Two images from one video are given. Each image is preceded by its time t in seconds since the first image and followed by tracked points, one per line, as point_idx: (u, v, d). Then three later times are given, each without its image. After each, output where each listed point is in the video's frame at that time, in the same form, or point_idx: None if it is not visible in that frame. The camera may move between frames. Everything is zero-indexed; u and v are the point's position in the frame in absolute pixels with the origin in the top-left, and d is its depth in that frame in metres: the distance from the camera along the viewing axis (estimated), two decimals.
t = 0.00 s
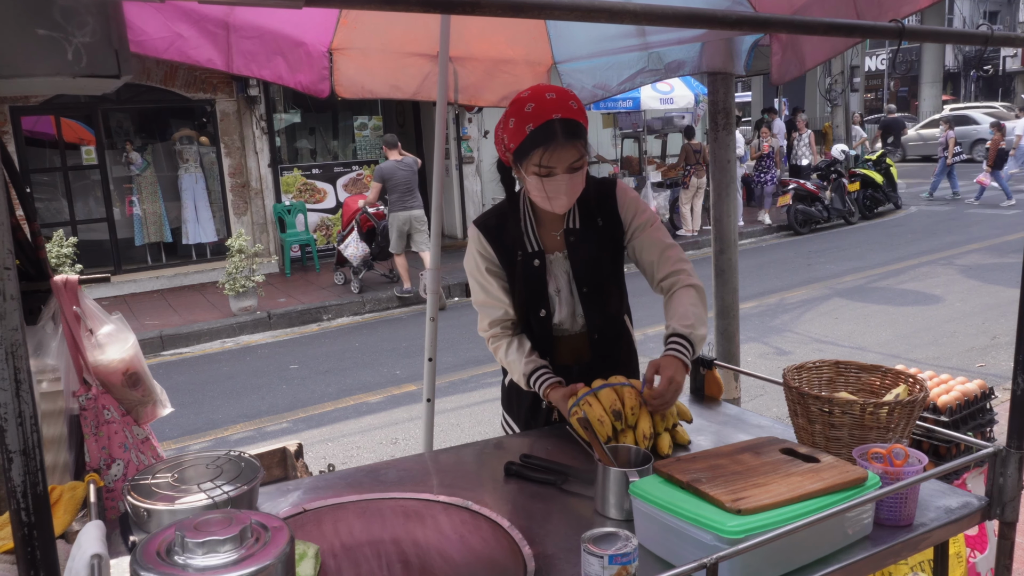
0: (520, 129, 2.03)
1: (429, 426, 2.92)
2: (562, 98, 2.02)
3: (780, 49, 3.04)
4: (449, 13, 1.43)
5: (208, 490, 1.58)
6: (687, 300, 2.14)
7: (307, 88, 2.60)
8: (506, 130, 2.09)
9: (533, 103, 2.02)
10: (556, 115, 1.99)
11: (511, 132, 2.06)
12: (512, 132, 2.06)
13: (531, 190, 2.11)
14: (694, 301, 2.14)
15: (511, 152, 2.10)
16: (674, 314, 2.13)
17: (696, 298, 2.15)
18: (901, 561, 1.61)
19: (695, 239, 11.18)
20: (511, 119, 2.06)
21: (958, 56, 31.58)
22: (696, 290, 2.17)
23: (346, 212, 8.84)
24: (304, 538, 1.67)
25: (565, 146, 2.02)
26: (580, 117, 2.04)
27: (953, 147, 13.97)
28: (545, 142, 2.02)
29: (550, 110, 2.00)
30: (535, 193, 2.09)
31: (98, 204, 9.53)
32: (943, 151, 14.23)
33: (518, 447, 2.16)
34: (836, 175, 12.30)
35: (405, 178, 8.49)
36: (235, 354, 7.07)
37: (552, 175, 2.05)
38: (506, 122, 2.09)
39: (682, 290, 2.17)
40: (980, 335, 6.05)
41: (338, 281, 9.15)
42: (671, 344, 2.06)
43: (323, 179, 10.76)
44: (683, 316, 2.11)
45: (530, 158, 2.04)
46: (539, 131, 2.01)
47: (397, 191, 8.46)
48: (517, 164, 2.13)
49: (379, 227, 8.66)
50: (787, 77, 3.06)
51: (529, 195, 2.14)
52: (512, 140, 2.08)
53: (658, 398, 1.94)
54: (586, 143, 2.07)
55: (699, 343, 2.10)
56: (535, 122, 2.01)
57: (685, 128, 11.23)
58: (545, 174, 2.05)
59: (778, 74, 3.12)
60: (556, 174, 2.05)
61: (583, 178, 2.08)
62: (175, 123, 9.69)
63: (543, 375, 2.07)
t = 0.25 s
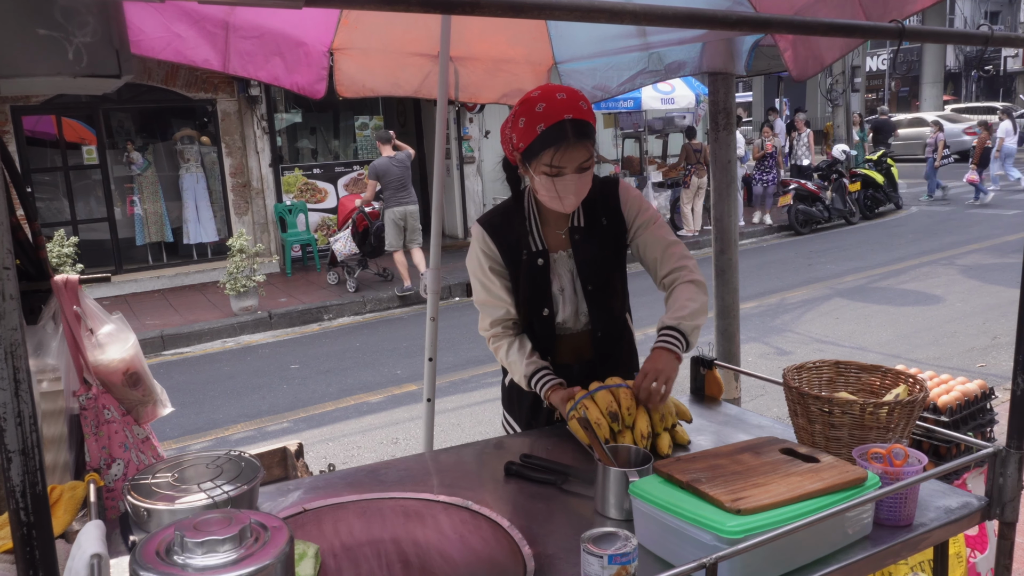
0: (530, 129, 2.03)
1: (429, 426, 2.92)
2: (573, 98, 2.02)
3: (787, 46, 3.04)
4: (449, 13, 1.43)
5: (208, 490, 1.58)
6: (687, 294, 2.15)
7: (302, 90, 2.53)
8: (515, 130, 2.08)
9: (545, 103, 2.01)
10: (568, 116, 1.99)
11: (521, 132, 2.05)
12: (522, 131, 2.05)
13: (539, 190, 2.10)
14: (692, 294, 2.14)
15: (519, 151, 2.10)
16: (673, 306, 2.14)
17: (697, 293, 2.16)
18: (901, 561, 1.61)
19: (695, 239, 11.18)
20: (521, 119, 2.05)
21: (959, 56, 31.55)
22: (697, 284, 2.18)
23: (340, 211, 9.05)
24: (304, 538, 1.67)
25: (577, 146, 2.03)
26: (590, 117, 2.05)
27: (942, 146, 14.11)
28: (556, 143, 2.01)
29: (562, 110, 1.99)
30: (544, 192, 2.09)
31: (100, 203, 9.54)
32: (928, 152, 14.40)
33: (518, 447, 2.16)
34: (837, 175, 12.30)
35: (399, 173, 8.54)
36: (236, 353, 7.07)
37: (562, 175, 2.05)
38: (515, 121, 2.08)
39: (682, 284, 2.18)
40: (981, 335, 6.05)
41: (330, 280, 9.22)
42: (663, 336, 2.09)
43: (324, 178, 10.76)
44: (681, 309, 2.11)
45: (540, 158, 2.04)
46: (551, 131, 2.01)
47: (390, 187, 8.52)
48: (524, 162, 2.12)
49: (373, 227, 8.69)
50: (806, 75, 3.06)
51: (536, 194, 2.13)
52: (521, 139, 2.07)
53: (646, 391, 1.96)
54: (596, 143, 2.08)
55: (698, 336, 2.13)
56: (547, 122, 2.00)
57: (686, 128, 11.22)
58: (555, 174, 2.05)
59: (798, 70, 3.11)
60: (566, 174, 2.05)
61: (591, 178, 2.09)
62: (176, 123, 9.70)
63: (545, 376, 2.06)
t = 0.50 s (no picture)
0: (533, 124, 2.03)
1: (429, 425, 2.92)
2: (575, 95, 2.02)
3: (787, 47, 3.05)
4: (448, 13, 1.43)
5: (208, 490, 1.58)
6: (680, 298, 2.19)
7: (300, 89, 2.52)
8: (517, 126, 2.08)
9: (546, 99, 2.01)
10: (569, 112, 1.99)
11: (523, 128, 2.05)
12: (523, 127, 2.05)
13: (541, 187, 2.09)
14: (684, 299, 2.18)
15: (520, 148, 2.09)
16: (664, 307, 2.17)
17: (689, 298, 2.20)
18: (901, 561, 1.61)
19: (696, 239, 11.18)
20: (523, 115, 2.05)
21: (960, 56, 31.54)
22: (689, 289, 2.22)
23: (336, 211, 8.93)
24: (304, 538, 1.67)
25: (577, 143, 2.03)
26: (592, 114, 2.05)
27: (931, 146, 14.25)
28: (558, 138, 2.01)
29: (564, 106, 1.99)
30: (545, 189, 2.08)
31: (100, 203, 9.54)
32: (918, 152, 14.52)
33: (518, 447, 2.16)
34: (838, 174, 12.29)
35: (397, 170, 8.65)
36: (237, 353, 7.07)
37: (563, 171, 2.05)
38: (517, 118, 2.08)
39: (676, 289, 2.22)
40: (981, 335, 6.04)
41: (324, 280, 9.25)
42: (647, 332, 2.12)
43: (325, 178, 10.76)
44: (672, 311, 2.15)
45: (542, 154, 2.04)
46: (552, 127, 2.01)
47: (388, 184, 8.64)
48: (525, 159, 2.12)
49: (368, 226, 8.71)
50: (804, 75, 3.07)
51: (537, 192, 2.13)
52: (523, 136, 2.07)
53: (638, 379, 2.00)
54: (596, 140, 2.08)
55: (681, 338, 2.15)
56: (550, 117, 2.00)
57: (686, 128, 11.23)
58: (556, 170, 2.05)
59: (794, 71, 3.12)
60: (567, 171, 2.05)
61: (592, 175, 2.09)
62: (177, 123, 9.70)
63: (545, 377, 2.07)
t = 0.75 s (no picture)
0: (536, 126, 2.03)
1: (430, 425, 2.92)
2: (578, 98, 2.03)
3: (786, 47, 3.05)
4: (449, 12, 1.43)
5: (208, 489, 1.58)
6: (676, 300, 2.19)
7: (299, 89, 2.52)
8: (520, 127, 2.08)
9: (550, 100, 2.01)
10: (573, 114, 1.99)
11: (526, 129, 2.05)
12: (526, 128, 2.05)
13: (542, 188, 2.09)
14: (681, 300, 2.18)
15: (523, 149, 2.09)
16: (659, 308, 2.18)
17: (685, 300, 2.20)
18: (901, 561, 1.61)
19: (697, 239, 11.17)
20: (526, 116, 2.05)
21: (961, 55, 31.50)
22: (685, 291, 2.22)
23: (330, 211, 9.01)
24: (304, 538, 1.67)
25: (581, 144, 2.03)
26: (595, 116, 2.05)
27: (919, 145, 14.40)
28: (560, 139, 2.01)
29: (568, 108, 1.99)
30: (547, 190, 2.08)
31: (101, 203, 9.54)
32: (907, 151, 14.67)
33: (518, 447, 2.16)
34: (839, 174, 12.29)
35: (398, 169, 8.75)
36: (237, 353, 7.07)
37: (565, 172, 2.05)
38: (520, 119, 2.08)
39: (672, 291, 2.21)
40: (982, 335, 6.04)
41: (315, 279, 9.26)
42: (647, 331, 2.12)
43: (325, 178, 10.76)
44: (671, 311, 2.15)
45: (544, 155, 2.04)
46: (556, 128, 2.01)
47: (388, 184, 8.73)
48: (528, 160, 2.12)
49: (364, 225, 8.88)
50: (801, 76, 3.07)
51: (539, 194, 2.13)
52: (525, 136, 2.06)
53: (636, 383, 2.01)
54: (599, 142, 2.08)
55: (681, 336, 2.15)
56: (553, 119, 2.00)
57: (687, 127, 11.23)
58: (558, 172, 2.05)
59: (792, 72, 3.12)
60: (569, 172, 2.05)
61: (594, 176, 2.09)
62: (177, 123, 9.71)
63: (546, 381, 2.06)
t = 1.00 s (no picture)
0: (538, 126, 2.02)
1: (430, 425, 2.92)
2: (580, 98, 2.03)
3: (786, 47, 3.04)
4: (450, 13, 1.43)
5: (208, 489, 1.58)
6: (684, 306, 2.14)
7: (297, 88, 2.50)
8: (521, 127, 2.07)
9: (552, 101, 2.01)
10: (575, 114, 1.99)
11: (527, 129, 2.05)
12: (528, 129, 2.04)
13: (543, 188, 2.09)
14: (688, 307, 2.13)
15: (524, 149, 2.09)
16: (668, 319, 2.13)
17: (691, 304, 2.15)
18: (902, 561, 1.60)
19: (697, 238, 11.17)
20: (528, 116, 2.05)
21: (962, 55, 31.51)
22: (690, 296, 2.17)
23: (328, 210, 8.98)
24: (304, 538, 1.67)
25: (583, 145, 2.02)
26: (597, 118, 2.05)
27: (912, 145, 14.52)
28: (563, 141, 2.01)
29: (571, 108, 1.99)
30: (547, 191, 2.08)
31: (102, 202, 9.54)
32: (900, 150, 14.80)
33: (518, 447, 2.16)
34: (839, 174, 12.28)
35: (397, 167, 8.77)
36: (237, 352, 7.07)
37: (567, 173, 2.04)
38: (522, 119, 2.07)
39: (676, 297, 2.17)
40: (983, 334, 6.03)
41: (311, 280, 9.26)
42: (662, 353, 2.05)
43: (326, 177, 10.76)
44: (677, 322, 2.10)
45: (545, 155, 2.04)
46: (558, 128, 2.00)
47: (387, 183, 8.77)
48: (528, 161, 2.12)
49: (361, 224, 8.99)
50: (800, 76, 3.06)
51: (540, 195, 2.13)
52: (527, 137, 2.06)
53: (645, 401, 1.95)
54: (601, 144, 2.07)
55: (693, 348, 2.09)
56: (556, 119, 2.00)
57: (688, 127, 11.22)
58: (560, 172, 2.05)
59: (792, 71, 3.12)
60: (571, 173, 2.04)
61: (594, 178, 2.08)
62: (178, 122, 9.71)
63: (543, 383, 2.06)
